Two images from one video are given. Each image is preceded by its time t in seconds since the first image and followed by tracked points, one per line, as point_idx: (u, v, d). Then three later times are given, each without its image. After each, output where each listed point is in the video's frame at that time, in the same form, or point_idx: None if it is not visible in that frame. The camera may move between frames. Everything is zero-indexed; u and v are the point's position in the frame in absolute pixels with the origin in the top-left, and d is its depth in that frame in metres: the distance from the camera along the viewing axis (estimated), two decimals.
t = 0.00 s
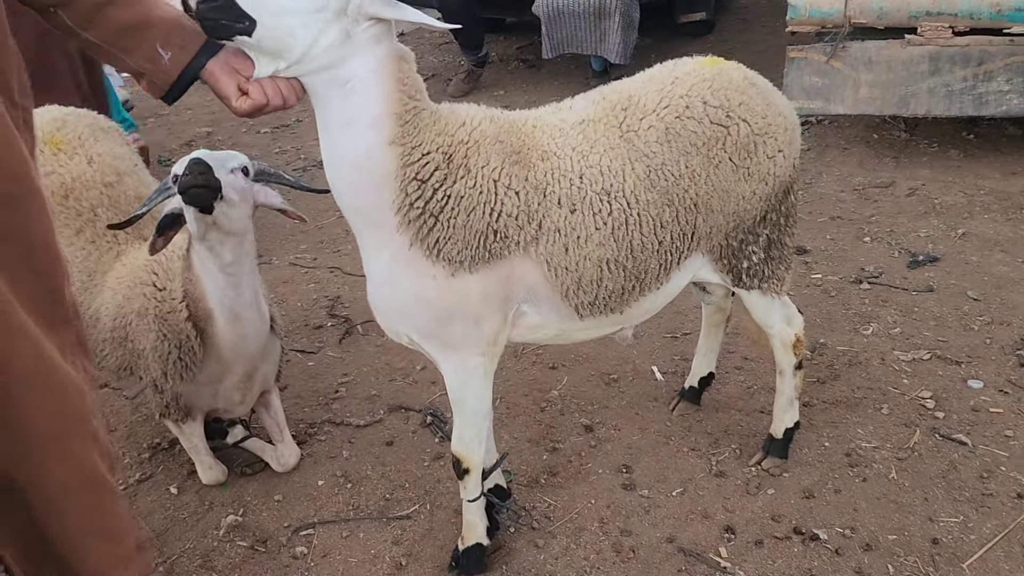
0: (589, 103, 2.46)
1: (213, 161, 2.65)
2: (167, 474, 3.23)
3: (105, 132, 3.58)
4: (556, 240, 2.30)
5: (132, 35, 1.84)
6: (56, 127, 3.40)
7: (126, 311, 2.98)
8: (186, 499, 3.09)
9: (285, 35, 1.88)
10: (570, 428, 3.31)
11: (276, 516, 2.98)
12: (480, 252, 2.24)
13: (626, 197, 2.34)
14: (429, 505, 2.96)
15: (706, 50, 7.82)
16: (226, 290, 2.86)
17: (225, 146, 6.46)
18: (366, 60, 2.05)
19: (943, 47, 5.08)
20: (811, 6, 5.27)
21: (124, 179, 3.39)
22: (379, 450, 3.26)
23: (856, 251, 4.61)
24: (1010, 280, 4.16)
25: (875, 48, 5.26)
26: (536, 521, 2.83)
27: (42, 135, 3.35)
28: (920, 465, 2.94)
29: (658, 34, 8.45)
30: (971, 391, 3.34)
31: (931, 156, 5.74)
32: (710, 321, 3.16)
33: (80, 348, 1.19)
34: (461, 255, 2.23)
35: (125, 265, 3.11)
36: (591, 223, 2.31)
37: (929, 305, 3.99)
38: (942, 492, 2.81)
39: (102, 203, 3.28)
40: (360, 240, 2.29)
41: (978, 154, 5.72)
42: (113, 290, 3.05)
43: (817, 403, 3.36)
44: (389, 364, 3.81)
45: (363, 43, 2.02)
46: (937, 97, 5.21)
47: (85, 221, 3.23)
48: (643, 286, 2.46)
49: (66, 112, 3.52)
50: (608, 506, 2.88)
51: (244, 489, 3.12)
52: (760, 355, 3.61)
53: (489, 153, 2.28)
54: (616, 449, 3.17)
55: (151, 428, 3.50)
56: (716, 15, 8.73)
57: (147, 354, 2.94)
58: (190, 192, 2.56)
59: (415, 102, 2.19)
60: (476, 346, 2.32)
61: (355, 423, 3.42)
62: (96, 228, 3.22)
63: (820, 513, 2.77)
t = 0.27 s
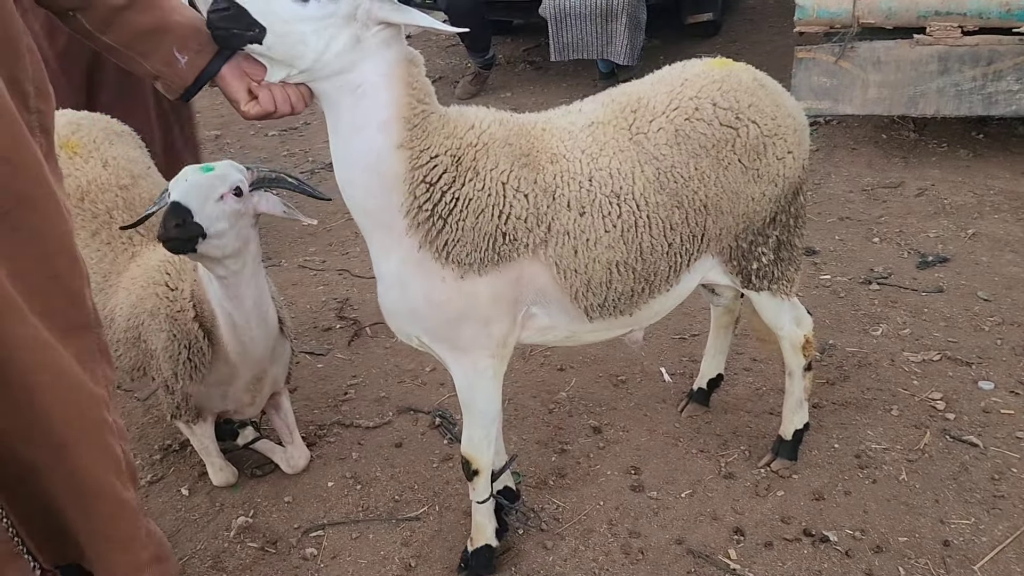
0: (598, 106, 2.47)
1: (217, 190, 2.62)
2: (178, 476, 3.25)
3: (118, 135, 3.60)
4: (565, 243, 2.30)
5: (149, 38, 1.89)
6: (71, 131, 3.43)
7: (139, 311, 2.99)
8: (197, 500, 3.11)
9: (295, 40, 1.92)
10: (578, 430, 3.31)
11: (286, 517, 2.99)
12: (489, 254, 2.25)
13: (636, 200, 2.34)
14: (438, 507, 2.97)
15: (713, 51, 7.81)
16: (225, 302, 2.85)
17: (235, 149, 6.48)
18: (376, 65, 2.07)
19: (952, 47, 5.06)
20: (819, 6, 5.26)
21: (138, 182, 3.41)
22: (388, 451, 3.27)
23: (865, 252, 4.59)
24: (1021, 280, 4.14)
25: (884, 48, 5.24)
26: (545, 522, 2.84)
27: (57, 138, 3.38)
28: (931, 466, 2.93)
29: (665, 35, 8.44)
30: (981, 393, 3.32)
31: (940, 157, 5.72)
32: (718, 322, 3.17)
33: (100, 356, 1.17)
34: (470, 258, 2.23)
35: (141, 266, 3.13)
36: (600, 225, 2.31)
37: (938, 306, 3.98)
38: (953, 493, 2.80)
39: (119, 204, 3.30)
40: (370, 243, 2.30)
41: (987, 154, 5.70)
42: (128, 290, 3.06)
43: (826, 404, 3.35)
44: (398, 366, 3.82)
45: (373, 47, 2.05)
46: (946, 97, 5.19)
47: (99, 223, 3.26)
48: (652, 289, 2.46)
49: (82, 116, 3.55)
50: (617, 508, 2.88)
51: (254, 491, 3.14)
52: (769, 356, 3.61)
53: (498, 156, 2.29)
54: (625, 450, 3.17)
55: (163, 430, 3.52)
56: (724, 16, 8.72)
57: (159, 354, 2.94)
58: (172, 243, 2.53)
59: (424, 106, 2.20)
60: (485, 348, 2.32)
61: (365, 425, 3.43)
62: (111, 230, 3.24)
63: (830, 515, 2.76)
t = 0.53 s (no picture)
0: (602, 104, 2.47)
1: (219, 224, 2.56)
2: (183, 475, 3.26)
3: (125, 135, 3.58)
4: (569, 241, 2.30)
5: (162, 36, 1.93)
6: (77, 130, 3.44)
7: (144, 310, 3.02)
8: (202, 500, 3.12)
9: (300, 41, 1.94)
10: (582, 428, 3.31)
11: (291, 517, 3.00)
12: (492, 253, 2.25)
13: (639, 198, 2.34)
14: (443, 506, 2.98)
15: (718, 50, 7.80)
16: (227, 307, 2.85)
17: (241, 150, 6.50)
18: (379, 65, 2.08)
19: (956, 45, 5.03)
20: (823, 6, 5.29)
21: (144, 181, 3.42)
22: (393, 451, 3.28)
23: (870, 250, 4.58)
24: None
25: (889, 46, 5.22)
26: (549, 521, 2.84)
27: (64, 138, 3.41)
28: (936, 465, 2.93)
29: (670, 34, 8.43)
30: (987, 391, 3.31)
31: (946, 154, 5.70)
32: (723, 321, 3.17)
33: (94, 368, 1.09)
34: (473, 257, 2.24)
35: (146, 265, 3.15)
36: (604, 224, 2.32)
37: (944, 304, 3.97)
38: (958, 491, 2.80)
39: (123, 205, 3.32)
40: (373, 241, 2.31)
41: (993, 151, 5.67)
42: (133, 289, 3.09)
43: (831, 403, 3.34)
44: (403, 365, 3.83)
45: (377, 48, 2.06)
46: (951, 95, 5.18)
47: (106, 223, 3.28)
48: (656, 287, 2.46)
49: (91, 116, 3.56)
50: (621, 507, 2.88)
51: (259, 490, 3.15)
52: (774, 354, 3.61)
53: (501, 154, 2.29)
54: (629, 449, 3.17)
55: (168, 430, 3.53)
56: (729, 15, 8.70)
57: (164, 354, 2.97)
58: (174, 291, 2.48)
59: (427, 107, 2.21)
60: (488, 347, 2.33)
61: (369, 424, 3.44)
62: (116, 230, 3.26)
63: (834, 513, 2.76)
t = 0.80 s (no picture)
0: (602, 101, 2.48)
1: (240, 266, 2.66)
2: (185, 474, 3.28)
3: (125, 134, 3.62)
4: (568, 239, 2.31)
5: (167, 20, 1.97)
6: (77, 129, 3.49)
7: (144, 310, 3.03)
8: (204, 498, 3.13)
9: (298, 43, 1.98)
10: (583, 427, 3.32)
11: (292, 515, 3.01)
12: (491, 250, 2.26)
13: (640, 195, 2.34)
14: (444, 504, 2.99)
15: (719, 49, 7.80)
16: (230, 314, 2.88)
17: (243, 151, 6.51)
18: (379, 64, 2.10)
19: (958, 42, 5.03)
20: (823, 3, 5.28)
21: (143, 182, 3.42)
22: (394, 449, 3.29)
23: (871, 248, 4.58)
24: None
25: (890, 44, 5.22)
26: (550, 519, 2.85)
27: (64, 138, 3.44)
28: (937, 462, 2.93)
29: (672, 33, 8.43)
30: (987, 388, 3.31)
31: (947, 152, 5.69)
32: (724, 319, 3.17)
33: (85, 368, 1.10)
34: (472, 254, 2.25)
35: (145, 264, 3.15)
36: (603, 221, 2.32)
37: (945, 301, 3.96)
38: (958, 488, 2.80)
39: (122, 204, 3.33)
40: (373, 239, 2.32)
41: (995, 149, 5.67)
42: (133, 288, 3.10)
43: (831, 400, 3.35)
44: (404, 364, 3.84)
45: (379, 47, 2.08)
46: (953, 92, 5.17)
47: (105, 223, 3.29)
48: (656, 284, 2.46)
49: (91, 115, 3.63)
50: (622, 504, 2.88)
51: (261, 489, 3.16)
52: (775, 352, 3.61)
53: (501, 152, 2.30)
54: (630, 447, 3.17)
55: (170, 429, 3.55)
56: (731, 14, 8.71)
57: (163, 354, 2.98)
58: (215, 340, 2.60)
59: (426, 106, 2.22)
60: (488, 344, 2.34)
61: (371, 423, 3.45)
62: (116, 230, 3.27)
63: (835, 510, 2.76)
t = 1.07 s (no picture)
0: (602, 100, 2.49)
1: (267, 258, 2.77)
2: (186, 474, 3.28)
3: (121, 135, 3.68)
4: (567, 238, 2.31)
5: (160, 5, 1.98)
6: (73, 130, 3.53)
7: (138, 312, 3.04)
8: (205, 497, 3.14)
9: (306, 45, 2.00)
10: (583, 425, 3.32)
11: (292, 514, 3.01)
12: (490, 249, 2.26)
13: (639, 194, 2.35)
14: (444, 502, 2.99)
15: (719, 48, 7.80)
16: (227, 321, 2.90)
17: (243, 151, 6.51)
18: (381, 65, 2.11)
19: (957, 40, 5.03)
20: (823, 2, 5.30)
21: (138, 183, 3.46)
22: (394, 448, 3.29)
23: (871, 247, 4.58)
24: None
25: (890, 42, 5.22)
26: (550, 517, 2.85)
27: (60, 139, 3.47)
28: (936, 459, 2.93)
29: (672, 32, 8.43)
30: (987, 386, 3.31)
31: (948, 150, 5.69)
32: (724, 317, 3.17)
33: (80, 361, 1.16)
34: (471, 253, 2.25)
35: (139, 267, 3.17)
36: (602, 220, 2.33)
37: (945, 299, 3.96)
38: (957, 486, 2.80)
39: (118, 205, 3.34)
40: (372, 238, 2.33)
41: (995, 147, 5.67)
42: (127, 291, 3.12)
43: (831, 398, 3.35)
44: (404, 363, 3.85)
45: (386, 48, 2.10)
46: (952, 91, 5.16)
47: (101, 224, 3.29)
48: (656, 283, 2.47)
49: (86, 115, 3.67)
50: (622, 502, 2.89)
51: (261, 488, 3.17)
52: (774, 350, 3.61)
53: (501, 151, 2.31)
54: (629, 445, 3.18)
55: (171, 429, 3.55)
56: (732, 13, 8.71)
57: (157, 357, 2.99)
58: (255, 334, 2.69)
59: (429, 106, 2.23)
60: (488, 343, 2.34)
61: (371, 422, 3.45)
62: (111, 231, 3.26)
63: (834, 507, 2.77)
